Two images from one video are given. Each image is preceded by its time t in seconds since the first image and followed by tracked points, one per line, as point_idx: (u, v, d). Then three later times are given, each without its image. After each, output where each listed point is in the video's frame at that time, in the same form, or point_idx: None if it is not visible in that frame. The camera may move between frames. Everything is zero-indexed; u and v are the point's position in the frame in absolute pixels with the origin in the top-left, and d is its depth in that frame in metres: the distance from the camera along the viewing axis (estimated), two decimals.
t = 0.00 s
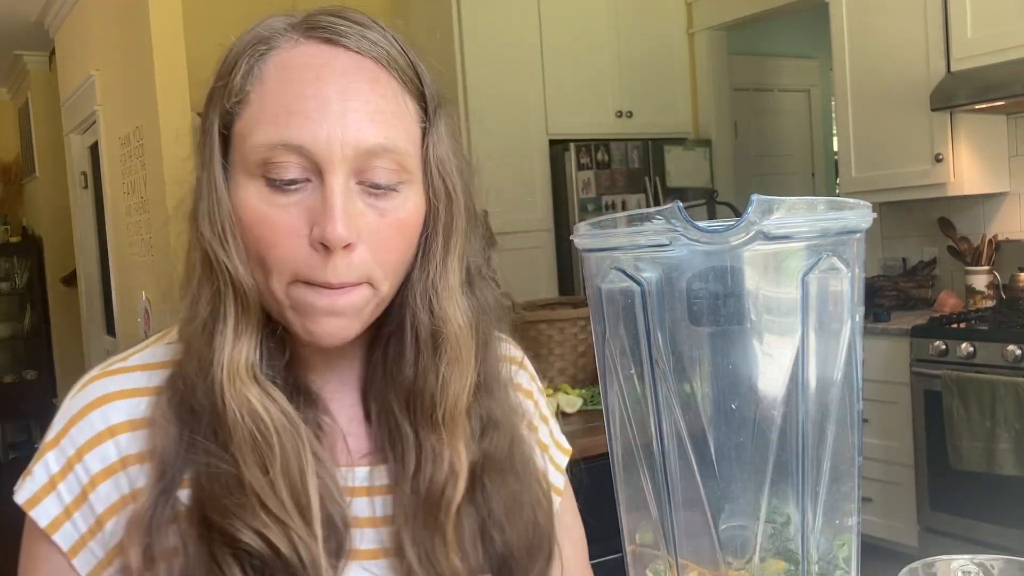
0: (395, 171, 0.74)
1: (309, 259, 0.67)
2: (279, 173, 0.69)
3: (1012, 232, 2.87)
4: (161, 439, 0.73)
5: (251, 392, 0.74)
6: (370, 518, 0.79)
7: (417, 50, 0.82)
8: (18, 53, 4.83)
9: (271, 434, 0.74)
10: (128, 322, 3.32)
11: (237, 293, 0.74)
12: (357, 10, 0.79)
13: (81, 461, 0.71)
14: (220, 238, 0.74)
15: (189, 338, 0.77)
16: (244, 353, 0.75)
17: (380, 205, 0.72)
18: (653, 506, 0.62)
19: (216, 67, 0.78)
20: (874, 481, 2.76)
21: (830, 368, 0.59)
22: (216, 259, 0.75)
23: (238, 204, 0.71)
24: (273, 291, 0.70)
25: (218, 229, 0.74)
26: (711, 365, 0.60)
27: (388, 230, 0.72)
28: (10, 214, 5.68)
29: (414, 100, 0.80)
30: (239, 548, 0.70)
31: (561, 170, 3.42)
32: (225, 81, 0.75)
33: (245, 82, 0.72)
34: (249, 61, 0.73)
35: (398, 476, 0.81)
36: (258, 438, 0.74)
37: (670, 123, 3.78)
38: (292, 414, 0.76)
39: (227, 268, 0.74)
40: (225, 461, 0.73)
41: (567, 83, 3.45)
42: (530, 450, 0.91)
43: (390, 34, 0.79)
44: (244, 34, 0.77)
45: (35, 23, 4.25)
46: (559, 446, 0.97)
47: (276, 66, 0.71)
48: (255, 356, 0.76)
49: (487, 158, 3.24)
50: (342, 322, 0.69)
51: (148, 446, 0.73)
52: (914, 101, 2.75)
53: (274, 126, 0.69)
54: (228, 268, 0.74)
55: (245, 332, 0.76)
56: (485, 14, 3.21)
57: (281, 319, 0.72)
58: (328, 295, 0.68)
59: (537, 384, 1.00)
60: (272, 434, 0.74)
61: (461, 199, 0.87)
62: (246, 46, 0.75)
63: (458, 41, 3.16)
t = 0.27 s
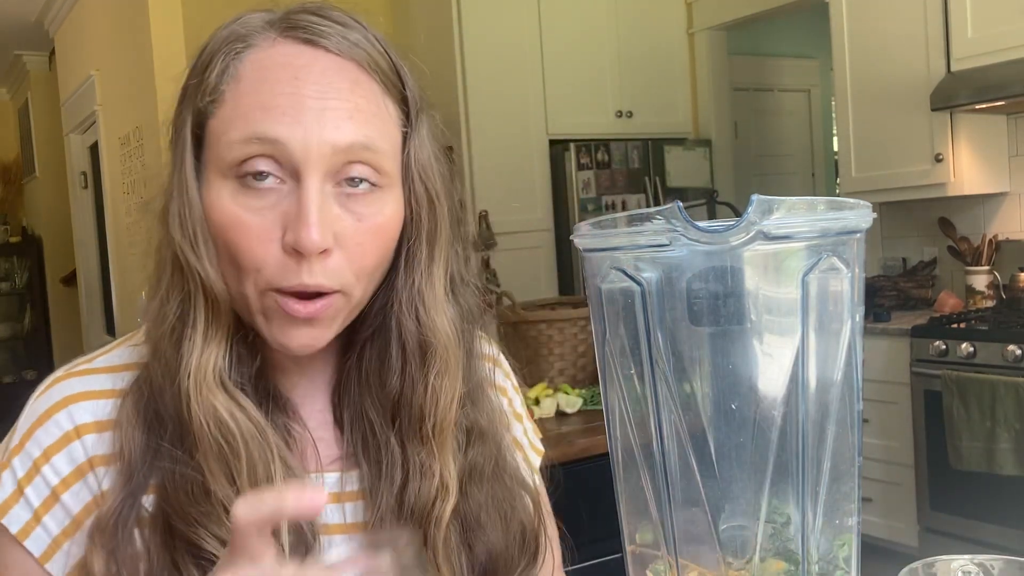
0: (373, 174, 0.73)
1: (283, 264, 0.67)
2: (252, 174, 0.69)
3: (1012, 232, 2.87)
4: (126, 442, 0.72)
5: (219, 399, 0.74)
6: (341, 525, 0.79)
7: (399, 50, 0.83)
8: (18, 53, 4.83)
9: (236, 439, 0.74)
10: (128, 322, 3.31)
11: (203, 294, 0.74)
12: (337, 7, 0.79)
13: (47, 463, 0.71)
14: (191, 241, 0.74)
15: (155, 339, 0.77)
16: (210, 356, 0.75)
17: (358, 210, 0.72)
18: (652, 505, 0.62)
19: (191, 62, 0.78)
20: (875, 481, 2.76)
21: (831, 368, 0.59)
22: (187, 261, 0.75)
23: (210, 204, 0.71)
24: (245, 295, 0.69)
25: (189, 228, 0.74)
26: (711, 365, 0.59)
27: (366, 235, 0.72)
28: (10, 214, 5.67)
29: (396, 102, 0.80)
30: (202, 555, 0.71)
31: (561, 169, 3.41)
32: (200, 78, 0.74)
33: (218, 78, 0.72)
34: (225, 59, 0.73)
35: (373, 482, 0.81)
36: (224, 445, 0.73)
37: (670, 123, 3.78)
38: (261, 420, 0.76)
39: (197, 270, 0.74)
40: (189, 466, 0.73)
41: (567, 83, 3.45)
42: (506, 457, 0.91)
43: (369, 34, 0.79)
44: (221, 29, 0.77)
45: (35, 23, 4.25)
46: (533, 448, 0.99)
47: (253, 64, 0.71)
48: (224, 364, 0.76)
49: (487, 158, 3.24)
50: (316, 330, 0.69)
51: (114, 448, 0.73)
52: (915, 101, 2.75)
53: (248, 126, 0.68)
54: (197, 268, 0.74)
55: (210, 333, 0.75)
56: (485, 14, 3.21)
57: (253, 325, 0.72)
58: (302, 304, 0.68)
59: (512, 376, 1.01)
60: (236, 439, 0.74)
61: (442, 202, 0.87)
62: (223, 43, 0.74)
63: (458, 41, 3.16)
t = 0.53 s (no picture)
0: (333, 210, 0.72)
1: (226, 294, 0.68)
2: (205, 202, 0.70)
3: (1012, 232, 2.87)
4: (130, 449, 0.75)
5: (211, 412, 0.78)
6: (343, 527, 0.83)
7: (373, 71, 0.83)
8: (18, 53, 4.83)
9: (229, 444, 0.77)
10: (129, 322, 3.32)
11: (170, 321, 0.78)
12: (325, 34, 0.81)
13: (51, 471, 0.71)
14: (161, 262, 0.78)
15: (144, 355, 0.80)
16: (191, 374, 0.78)
17: (314, 248, 0.71)
18: (652, 505, 0.62)
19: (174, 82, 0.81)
20: (875, 481, 2.76)
21: (831, 367, 0.59)
22: (159, 285, 0.79)
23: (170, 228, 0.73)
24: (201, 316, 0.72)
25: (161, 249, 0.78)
26: (712, 366, 0.59)
27: (320, 270, 0.71)
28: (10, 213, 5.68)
29: (368, 131, 0.80)
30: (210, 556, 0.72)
31: (561, 170, 3.41)
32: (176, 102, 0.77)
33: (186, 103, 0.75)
34: (196, 84, 0.75)
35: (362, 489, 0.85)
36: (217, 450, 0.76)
37: (670, 123, 3.78)
38: (253, 427, 0.80)
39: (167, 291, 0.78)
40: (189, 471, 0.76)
41: (567, 83, 3.45)
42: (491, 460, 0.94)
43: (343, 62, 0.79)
44: (200, 52, 0.79)
45: (35, 23, 4.25)
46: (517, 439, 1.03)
47: (217, 90, 0.72)
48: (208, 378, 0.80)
49: (487, 158, 3.24)
50: (266, 360, 0.71)
51: (116, 455, 0.74)
52: (915, 101, 2.75)
53: (199, 153, 0.69)
54: (166, 291, 0.78)
55: (187, 363, 0.78)
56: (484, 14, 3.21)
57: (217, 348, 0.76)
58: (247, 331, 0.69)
59: (499, 385, 1.05)
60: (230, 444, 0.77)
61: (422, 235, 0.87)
62: (198, 68, 0.77)
63: (458, 41, 3.16)
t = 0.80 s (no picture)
0: (341, 195, 0.73)
1: (246, 286, 0.68)
2: (216, 196, 0.68)
3: (1012, 232, 2.87)
4: (134, 460, 0.73)
5: (215, 411, 0.76)
6: (349, 523, 0.82)
7: (370, 60, 0.83)
8: (19, 53, 4.83)
9: (235, 444, 0.76)
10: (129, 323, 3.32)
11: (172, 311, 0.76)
12: (318, 23, 0.81)
13: (52, 487, 0.69)
14: (163, 258, 0.75)
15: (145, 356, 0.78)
16: (199, 369, 0.77)
17: (325, 231, 0.72)
18: (653, 507, 0.62)
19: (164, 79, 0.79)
20: (875, 481, 2.76)
21: (831, 367, 0.59)
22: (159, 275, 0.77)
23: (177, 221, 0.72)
24: (213, 310, 0.71)
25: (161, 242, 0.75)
26: (711, 366, 0.59)
27: (333, 254, 0.72)
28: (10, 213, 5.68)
29: (368, 118, 0.80)
30: (219, 560, 0.73)
31: (561, 169, 3.41)
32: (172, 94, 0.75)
33: (185, 95, 0.73)
34: (194, 77, 0.73)
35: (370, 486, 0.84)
36: (219, 449, 0.75)
37: (670, 123, 3.78)
38: (258, 425, 0.79)
39: (167, 284, 0.75)
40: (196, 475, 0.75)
41: (567, 83, 3.45)
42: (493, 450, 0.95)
43: (340, 48, 0.79)
44: (191, 45, 0.77)
45: (35, 23, 4.25)
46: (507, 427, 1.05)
47: (219, 83, 0.71)
48: (212, 374, 0.78)
49: (487, 158, 3.24)
50: (283, 347, 0.70)
51: (119, 467, 0.73)
52: (915, 101, 2.75)
53: (209, 146, 0.68)
54: (165, 283, 0.75)
55: (195, 345, 0.77)
56: (484, 14, 3.21)
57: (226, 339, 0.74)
58: (267, 322, 0.69)
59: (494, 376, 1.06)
60: (236, 444, 0.76)
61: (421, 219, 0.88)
62: (194, 61, 0.75)
63: (458, 40, 3.16)
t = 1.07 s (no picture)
0: (380, 161, 0.78)
1: (314, 246, 0.71)
2: (274, 170, 0.71)
3: (1012, 232, 2.87)
4: (167, 456, 0.73)
5: (251, 395, 0.78)
6: (376, 510, 0.84)
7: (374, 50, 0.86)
8: (19, 52, 4.83)
9: (266, 430, 0.77)
10: (128, 323, 3.31)
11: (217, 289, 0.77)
12: (320, 11, 0.83)
13: (90, 487, 0.69)
14: (202, 237, 0.75)
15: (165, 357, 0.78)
16: (234, 351, 0.78)
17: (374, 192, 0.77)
18: (652, 508, 0.62)
19: (173, 75, 0.78)
20: (875, 481, 2.76)
21: (830, 367, 0.59)
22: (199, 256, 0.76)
23: (225, 203, 0.72)
24: (268, 283, 0.72)
25: (199, 226, 0.75)
26: (711, 365, 0.59)
27: (382, 215, 0.78)
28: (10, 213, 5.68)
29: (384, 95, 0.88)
30: (260, 549, 0.74)
31: (561, 169, 3.41)
32: (199, 86, 0.75)
33: (222, 81, 0.74)
34: (224, 66, 0.74)
35: (393, 463, 0.88)
36: (254, 434, 0.77)
37: (670, 123, 3.78)
38: (289, 410, 0.80)
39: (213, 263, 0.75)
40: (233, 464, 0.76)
41: (567, 83, 3.45)
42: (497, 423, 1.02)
43: (348, 31, 0.83)
44: (203, 39, 0.77)
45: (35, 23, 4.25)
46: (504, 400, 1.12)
47: (257, 66, 0.73)
48: (247, 360, 0.80)
49: (487, 158, 3.24)
50: (348, 303, 0.75)
51: (153, 464, 0.73)
52: (914, 101, 2.75)
53: (265, 124, 0.71)
54: (208, 262, 0.75)
55: (233, 329, 0.79)
56: (485, 14, 3.21)
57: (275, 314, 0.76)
58: (334, 281, 0.73)
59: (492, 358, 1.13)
60: (268, 430, 0.77)
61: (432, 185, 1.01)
62: (217, 51, 0.75)
63: (458, 40, 3.16)
